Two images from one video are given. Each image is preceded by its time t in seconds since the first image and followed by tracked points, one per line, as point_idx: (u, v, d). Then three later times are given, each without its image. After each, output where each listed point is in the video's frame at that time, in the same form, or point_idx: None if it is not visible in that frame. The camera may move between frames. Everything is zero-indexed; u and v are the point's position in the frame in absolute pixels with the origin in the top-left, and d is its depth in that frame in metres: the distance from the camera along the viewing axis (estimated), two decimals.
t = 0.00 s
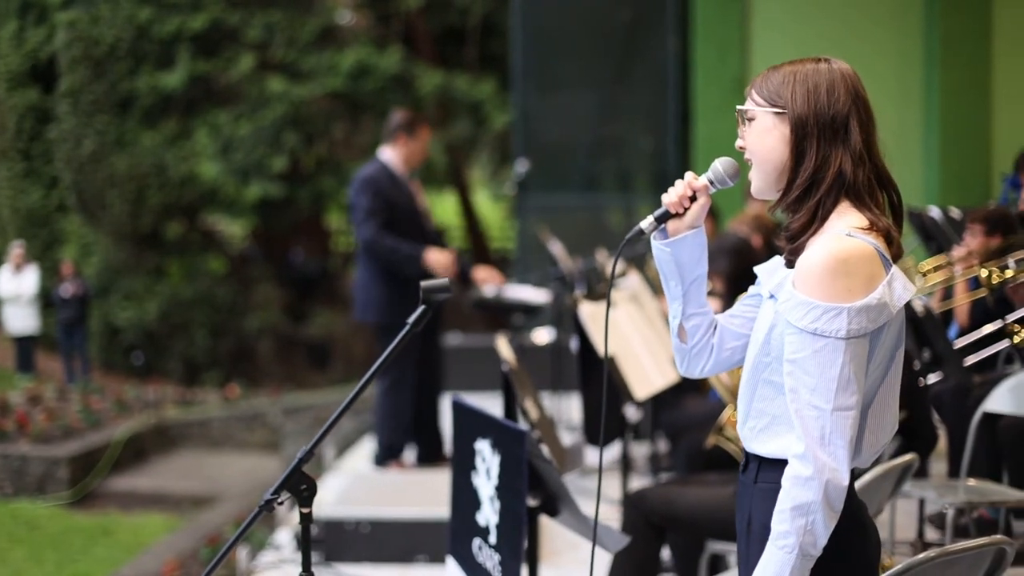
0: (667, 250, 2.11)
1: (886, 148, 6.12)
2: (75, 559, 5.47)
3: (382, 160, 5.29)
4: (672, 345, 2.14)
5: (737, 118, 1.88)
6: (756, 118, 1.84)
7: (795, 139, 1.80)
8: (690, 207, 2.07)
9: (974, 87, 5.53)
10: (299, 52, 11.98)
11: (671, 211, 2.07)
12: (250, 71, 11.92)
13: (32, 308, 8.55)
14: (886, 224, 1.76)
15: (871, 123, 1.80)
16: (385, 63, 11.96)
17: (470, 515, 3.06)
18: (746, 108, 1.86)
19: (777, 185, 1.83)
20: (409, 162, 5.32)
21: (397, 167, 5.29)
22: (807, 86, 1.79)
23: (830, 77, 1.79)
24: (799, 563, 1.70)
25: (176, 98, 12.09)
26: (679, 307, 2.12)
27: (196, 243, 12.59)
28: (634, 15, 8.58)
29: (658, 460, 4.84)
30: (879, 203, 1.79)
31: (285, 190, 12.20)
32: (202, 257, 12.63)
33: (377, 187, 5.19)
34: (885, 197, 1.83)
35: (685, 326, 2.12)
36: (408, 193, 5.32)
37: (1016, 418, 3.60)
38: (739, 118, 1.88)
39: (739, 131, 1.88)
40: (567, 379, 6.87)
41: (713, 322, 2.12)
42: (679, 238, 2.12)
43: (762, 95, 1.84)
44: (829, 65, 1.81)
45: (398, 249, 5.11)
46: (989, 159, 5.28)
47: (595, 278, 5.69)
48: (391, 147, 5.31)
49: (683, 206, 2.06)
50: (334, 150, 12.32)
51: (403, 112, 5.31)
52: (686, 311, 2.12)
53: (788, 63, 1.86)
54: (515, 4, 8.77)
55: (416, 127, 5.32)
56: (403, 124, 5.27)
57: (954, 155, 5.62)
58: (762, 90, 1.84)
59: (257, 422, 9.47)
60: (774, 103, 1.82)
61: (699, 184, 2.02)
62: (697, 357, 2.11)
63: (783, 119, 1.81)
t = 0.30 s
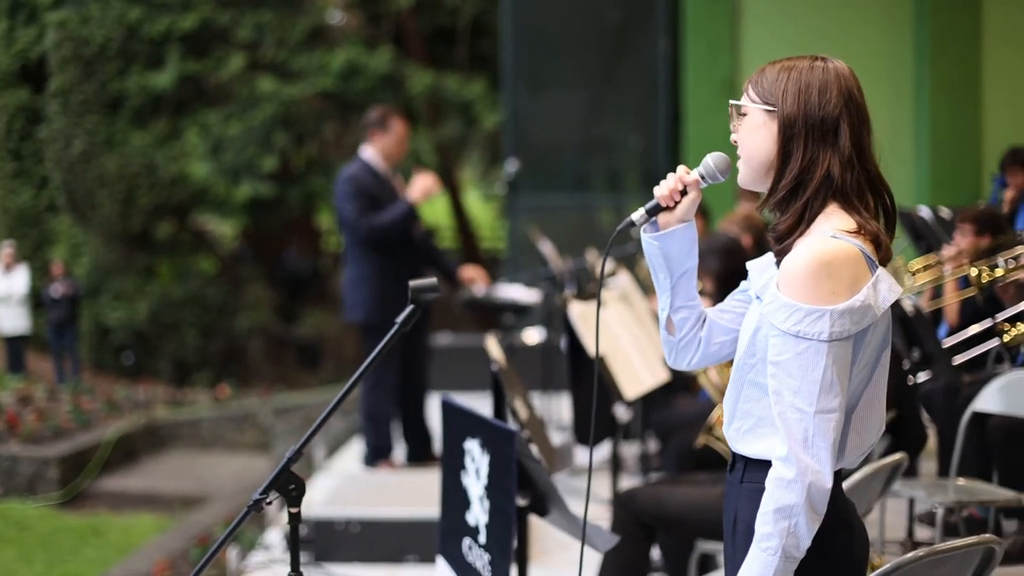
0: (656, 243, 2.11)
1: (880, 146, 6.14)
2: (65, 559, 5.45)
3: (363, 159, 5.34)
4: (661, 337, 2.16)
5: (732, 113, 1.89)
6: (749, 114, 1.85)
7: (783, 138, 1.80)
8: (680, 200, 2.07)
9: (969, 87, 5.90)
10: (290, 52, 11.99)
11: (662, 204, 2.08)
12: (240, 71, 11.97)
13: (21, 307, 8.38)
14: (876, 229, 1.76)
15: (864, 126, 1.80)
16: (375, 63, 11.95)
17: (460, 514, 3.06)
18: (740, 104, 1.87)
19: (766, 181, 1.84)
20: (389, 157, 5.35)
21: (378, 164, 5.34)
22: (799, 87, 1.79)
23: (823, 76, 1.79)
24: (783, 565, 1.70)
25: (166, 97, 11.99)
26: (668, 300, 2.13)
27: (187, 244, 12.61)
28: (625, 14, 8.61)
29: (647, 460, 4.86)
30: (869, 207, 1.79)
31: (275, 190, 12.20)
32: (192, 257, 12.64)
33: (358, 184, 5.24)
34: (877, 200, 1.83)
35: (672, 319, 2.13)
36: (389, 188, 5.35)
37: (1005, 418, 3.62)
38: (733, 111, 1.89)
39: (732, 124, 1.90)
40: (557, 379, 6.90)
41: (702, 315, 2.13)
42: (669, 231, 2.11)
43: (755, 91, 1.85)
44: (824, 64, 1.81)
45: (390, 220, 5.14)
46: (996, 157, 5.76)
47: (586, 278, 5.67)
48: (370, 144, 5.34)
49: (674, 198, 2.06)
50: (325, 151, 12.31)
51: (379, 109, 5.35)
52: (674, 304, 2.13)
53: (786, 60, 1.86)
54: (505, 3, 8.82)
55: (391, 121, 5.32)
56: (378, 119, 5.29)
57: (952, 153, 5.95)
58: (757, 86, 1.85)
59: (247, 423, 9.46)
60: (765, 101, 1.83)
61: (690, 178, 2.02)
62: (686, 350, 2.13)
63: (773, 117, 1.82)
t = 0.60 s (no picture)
0: (644, 230, 2.14)
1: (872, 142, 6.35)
2: (56, 559, 5.42)
3: (350, 159, 5.31)
4: (648, 322, 2.19)
5: (728, 109, 1.90)
6: (743, 111, 1.85)
7: (771, 139, 1.81)
8: (671, 186, 2.09)
9: (961, 90, 5.97)
10: (280, 51, 11.94)
11: (653, 190, 2.10)
12: (231, 71, 11.86)
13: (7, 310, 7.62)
14: (867, 235, 1.76)
15: (857, 131, 1.80)
16: (366, 63, 11.99)
17: (451, 514, 3.06)
18: (736, 100, 1.87)
19: (755, 178, 1.85)
20: (376, 157, 5.35)
21: (365, 165, 5.32)
22: (791, 88, 1.79)
23: (818, 78, 1.79)
24: (769, 567, 1.71)
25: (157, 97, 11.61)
26: (654, 285, 2.16)
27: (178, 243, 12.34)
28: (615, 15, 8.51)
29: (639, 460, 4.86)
30: (860, 213, 1.79)
31: (266, 190, 12.14)
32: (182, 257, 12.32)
33: (345, 188, 5.22)
34: (870, 205, 1.83)
35: (659, 305, 2.17)
36: (376, 190, 5.35)
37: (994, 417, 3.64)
38: (727, 107, 1.90)
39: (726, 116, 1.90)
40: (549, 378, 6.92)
41: (689, 301, 2.16)
42: (659, 217, 2.14)
43: (748, 90, 1.85)
44: (820, 65, 1.80)
45: (368, 236, 5.15)
46: (987, 159, 5.83)
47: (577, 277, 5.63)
48: (356, 145, 5.34)
49: (665, 185, 2.09)
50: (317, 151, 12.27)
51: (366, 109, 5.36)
52: (661, 289, 2.16)
53: (784, 56, 1.85)
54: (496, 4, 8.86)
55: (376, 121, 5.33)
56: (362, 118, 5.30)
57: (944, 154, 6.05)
58: (753, 83, 1.85)
59: (238, 423, 9.39)
60: (759, 99, 1.83)
61: (680, 166, 2.04)
62: (671, 335, 2.16)
63: (765, 117, 1.82)
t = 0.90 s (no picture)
0: (634, 228, 2.12)
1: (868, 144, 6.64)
2: (45, 561, 5.37)
3: (336, 159, 5.31)
4: (634, 318, 2.20)
5: (722, 107, 1.89)
6: (739, 111, 1.85)
7: (769, 143, 1.81)
8: (663, 184, 2.08)
9: (951, 93, 6.44)
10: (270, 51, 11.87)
11: (644, 186, 2.08)
12: (221, 70, 11.75)
13: None
14: (864, 241, 1.78)
15: (854, 136, 1.81)
16: (357, 63, 11.88)
17: (443, 514, 3.06)
18: (732, 98, 1.87)
19: (753, 179, 1.86)
20: (362, 156, 5.35)
21: (351, 165, 5.32)
22: (792, 91, 1.79)
23: (818, 81, 1.79)
24: (767, 569, 1.71)
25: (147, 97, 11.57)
26: (642, 284, 2.16)
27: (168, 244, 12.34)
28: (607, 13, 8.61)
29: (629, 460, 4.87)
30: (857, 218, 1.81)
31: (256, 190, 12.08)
32: (172, 258, 12.27)
33: (332, 187, 5.21)
34: (864, 210, 1.85)
35: (647, 301, 2.17)
36: (363, 188, 5.35)
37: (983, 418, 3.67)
38: (723, 106, 1.89)
39: (720, 117, 1.90)
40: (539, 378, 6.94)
41: (677, 299, 2.16)
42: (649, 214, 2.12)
43: (746, 91, 1.84)
44: (819, 67, 1.80)
45: (362, 226, 5.10)
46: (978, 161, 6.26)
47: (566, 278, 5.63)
48: (343, 146, 5.33)
49: (656, 182, 2.07)
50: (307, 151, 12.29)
51: (350, 109, 5.35)
52: (649, 287, 2.16)
53: (781, 56, 1.85)
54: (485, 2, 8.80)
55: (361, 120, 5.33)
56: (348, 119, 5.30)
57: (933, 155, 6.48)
58: (749, 83, 1.84)
59: (228, 423, 9.42)
60: (757, 100, 1.82)
61: (673, 163, 2.03)
62: (656, 333, 2.16)
63: (763, 120, 1.82)
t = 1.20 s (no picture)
0: (623, 227, 2.10)
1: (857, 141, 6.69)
2: (34, 562, 5.34)
3: (325, 162, 5.30)
4: (619, 316, 2.19)
5: (716, 107, 1.89)
6: (732, 111, 1.85)
7: (765, 145, 1.81)
8: (651, 182, 2.07)
9: (939, 93, 6.48)
10: (259, 51, 11.84)
11: (632, 184, 2.07)
12: (210, 71, 11.71)
13: None
14: (859, 243, 1.79)
15: (848, 138, 1.82)
16: (347, 63, 11.83)
17: (434, 515, 3.06)
18: (724, 98, 1.87)
19: (747, 181, 1.86)
20: (351, 160, 5.36)
21: (341, 167, 5.32)
22: (788, 93, 1.80)
23: (813, 83, 1.80)
24: (770, 571, 1.71)
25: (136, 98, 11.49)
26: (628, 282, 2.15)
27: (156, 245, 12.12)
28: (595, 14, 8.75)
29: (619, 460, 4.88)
30: (851, 221, 1.81)
31: (245, 191, 12.03)
32: (161, 258, 12.14)
33: (320, 191, 5.19)
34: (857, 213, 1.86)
35: (632, 300, 2.16)
36: (353, 192, 5.35)
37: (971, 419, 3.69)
38: (714, 108, 1.89)
39: (711, 118, 1.89)
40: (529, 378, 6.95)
41: (662, 298, 2.16)
42: (636, 212, 2.10)
43: (741, 92, 1.84)
44: (814, 69, 1.81)
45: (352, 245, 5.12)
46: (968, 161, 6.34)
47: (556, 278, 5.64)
48: (332, 148, 5.34)
49: (645, 180, 2.06)
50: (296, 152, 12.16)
51: (339, 111, 5.35)
52: (634, 285, 2.15)
53: (775, 57, 1.86)
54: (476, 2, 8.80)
55: (352, 123, 5.35)
56: (340, 121, 5.31)
57: (922, 155, 6.51)
58: (743, 83, 1.85)
59: (218, 424, 9.41)
60: (752, 101, 1.83)
61: (664, 161, 2.03)
62: (640, 331, 2.17)
63: (758, 121, 1.82)
